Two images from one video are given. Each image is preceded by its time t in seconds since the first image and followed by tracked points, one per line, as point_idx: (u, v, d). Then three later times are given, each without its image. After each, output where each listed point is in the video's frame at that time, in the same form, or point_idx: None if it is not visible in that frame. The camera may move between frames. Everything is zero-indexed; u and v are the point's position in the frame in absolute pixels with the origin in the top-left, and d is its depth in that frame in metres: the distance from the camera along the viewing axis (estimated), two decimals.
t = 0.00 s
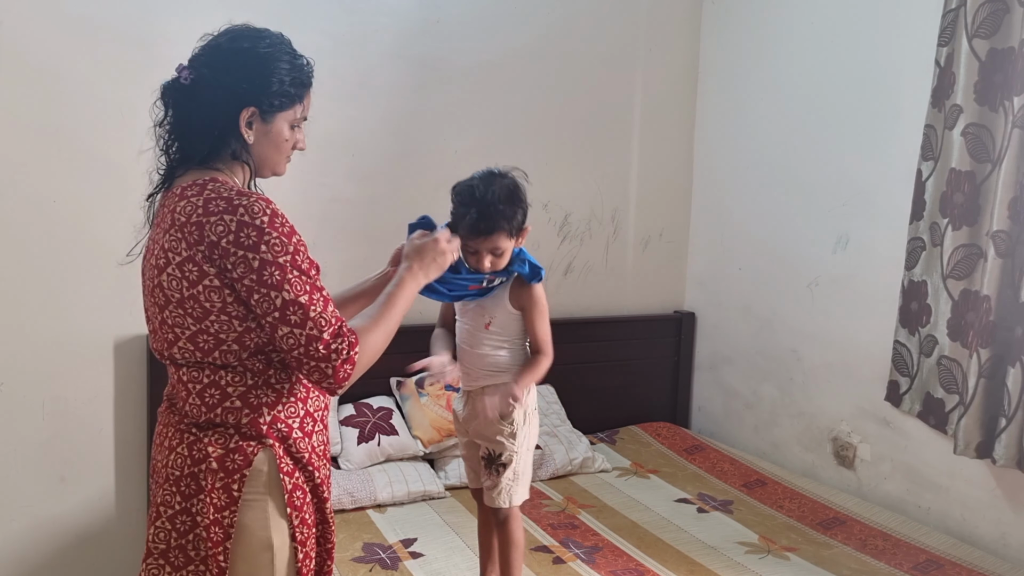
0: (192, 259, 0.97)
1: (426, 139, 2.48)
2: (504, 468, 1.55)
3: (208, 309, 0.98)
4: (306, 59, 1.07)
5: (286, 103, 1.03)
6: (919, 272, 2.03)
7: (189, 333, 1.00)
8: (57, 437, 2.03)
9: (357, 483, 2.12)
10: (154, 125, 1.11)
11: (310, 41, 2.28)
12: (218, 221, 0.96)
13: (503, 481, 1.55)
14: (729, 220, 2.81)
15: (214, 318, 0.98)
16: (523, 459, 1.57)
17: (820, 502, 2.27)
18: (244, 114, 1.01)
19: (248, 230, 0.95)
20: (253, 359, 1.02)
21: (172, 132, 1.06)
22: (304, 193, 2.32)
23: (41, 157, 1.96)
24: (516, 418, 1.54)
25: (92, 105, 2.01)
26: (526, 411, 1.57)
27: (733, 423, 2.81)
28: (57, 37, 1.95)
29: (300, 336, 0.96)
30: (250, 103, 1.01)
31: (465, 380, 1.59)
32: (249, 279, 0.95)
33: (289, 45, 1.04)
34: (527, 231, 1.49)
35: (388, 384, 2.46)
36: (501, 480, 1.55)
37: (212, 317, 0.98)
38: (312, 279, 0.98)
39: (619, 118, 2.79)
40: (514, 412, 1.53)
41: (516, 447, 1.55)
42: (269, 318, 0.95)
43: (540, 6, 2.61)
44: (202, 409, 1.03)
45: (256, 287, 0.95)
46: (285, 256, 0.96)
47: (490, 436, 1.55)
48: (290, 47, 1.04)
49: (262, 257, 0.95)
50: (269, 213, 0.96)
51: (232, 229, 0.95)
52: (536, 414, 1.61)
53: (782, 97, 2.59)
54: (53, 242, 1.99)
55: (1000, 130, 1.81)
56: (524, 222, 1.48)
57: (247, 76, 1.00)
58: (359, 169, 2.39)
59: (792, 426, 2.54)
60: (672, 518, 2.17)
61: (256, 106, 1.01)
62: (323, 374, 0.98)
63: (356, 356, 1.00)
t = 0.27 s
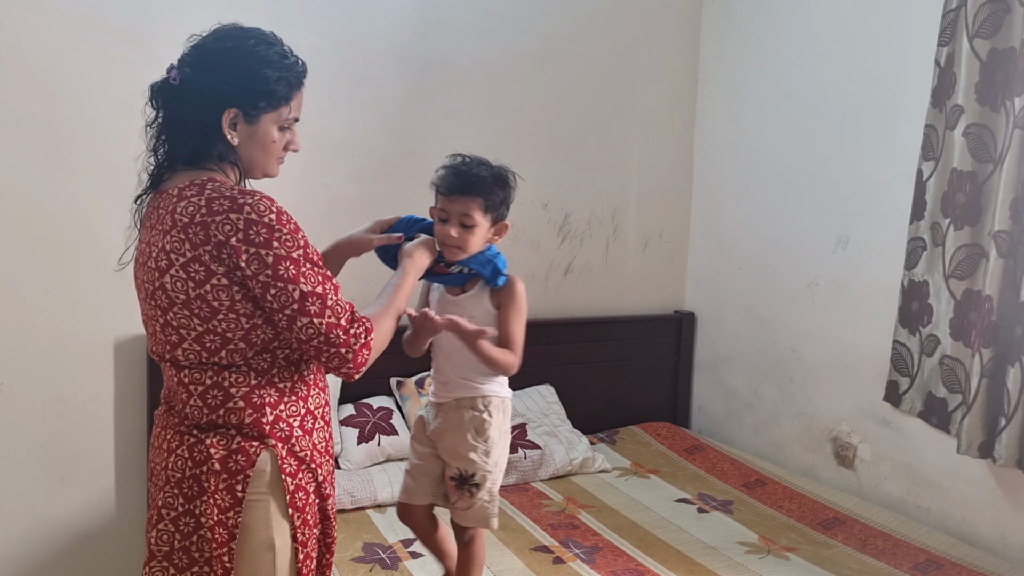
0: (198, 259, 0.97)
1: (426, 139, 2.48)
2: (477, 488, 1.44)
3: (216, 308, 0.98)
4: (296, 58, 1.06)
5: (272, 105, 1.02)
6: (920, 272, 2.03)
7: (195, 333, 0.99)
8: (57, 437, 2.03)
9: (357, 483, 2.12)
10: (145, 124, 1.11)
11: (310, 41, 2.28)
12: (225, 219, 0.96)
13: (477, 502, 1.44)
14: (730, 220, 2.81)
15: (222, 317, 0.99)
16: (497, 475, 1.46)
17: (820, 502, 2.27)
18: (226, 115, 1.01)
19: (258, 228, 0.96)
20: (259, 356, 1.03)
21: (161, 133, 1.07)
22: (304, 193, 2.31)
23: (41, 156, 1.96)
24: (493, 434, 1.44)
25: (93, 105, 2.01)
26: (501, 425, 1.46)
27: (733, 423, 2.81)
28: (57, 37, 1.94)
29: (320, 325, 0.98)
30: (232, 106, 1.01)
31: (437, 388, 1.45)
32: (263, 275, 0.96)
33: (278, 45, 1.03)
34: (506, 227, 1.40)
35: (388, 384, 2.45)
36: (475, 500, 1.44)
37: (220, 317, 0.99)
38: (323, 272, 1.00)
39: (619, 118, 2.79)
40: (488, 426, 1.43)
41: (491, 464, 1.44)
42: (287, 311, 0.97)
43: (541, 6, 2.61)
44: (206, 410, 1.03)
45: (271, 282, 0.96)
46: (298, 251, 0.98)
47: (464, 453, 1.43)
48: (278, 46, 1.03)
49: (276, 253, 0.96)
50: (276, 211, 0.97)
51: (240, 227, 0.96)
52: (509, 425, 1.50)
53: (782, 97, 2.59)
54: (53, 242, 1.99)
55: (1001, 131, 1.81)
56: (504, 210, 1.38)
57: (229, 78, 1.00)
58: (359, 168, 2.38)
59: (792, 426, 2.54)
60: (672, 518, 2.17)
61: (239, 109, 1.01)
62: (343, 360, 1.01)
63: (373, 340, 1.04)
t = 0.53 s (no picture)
0: (210, 258, 0.97)
1: (426, 139, 2.48)
2: (418, 487, 1.43)
3: (228, 306, 0.98)
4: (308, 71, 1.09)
5: (289, 111, 1.04)
6: (918, 272, 2.03)
7: (205, 334, 0.99)
8: (57, 437, 2.03)
9: (357, 483, 2.12)
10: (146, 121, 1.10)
11: (310, 41, 2.28)
12: (237, 216, 0.97)
13: (418, 502, 1.43)
14: (729, 220, 2.81)
15: (233, 315, 0.98)
16: (441, 475, 1.45)
17: (820, 502, 2.27)
18: (246, 116, 1.01)
19: (271, 221, 0.97)
20: (268, 355, 1.03)
21: (167, 130, 1.06)
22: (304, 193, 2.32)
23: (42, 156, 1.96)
24: (430, 431, 1.43)
25: (94, 105, 2.01)
26: (442, 423, 1.45)
27: (733, 423, 2.81)
28: (57, 37, 1.95)
29: (343, 309, 1.01)
30: (253, 107, 1.01)
31: (381, 388, 1.47)
32: (282, 265, 0.97)
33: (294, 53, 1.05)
34: (481, 231, 1.47)
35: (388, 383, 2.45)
36: (416, 499, 1.43)
37: (231, 316, 0.98)
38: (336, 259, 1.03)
39: (619, 118, 2.79)
40: (422, 424, 1.42)
41: (430, 463, 1.43)
42: (309, 299, 0.99)
43: (541, 6, 2.61)
44: (214, 412, 1.02)
45: (289, 272, 0.98)
46: (311, 240, 1.00)
47: (405, 452, 1.43)
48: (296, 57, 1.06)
49: (291, 243, 0.98)
50: (286, 204, 0.99)
51: (253, 222, 0.97)
52: (456, 425, 1.49)
53: (782, 97, 2.59)
54: (53, 241, 1.99)
55: (1000, 130, 1.81)
56: (484, 213, 1.47)
57: (254, 80, 1.00)
58: (359, 168, 2.38)
59: (792, 426, 2.54)
60: (672, 518, 2.17)
61: (260, 110, 1.02)
62: (369, 339, 1.05)
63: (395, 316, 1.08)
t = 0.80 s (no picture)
0: (209, 255, 0.97)
1: (426, 139, 2.48)
2: (446, 487, 1.44)
3: (226, 303, 0.99)
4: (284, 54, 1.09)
5: (281, 99, 1.05)
6: (911, 272, 2.02)
7: (203, 331, 0.99)
8: (58, 437, 2.04)
9: (357, 483, 2.12)
10: (138, 132, 1.10)
11: (309, 41, 2.28)
12: (234, 213, 0.97)
13: (447, 502, 1.44)
14: (729, 220, 2.81)
15: (231, 312, 0.99)
16: (467, 476, 1.47)
17: (820, 502, 2.27)
18: (243, 112, 1.02)
19: (267, 217, 0.97)
20: (267, 352, 1.03)
21: (161, 134, 1.05)
22: (303, 193, 2.32)
23: (42, 157, 1.97)
24: (459, 432, 1.45)
25: (93, 106, 2.02)
26: (469, 425, 1.47)
27: (733, 423, 2.80)
28: (57, 38, 1.95)
29: (349, 297, 1.00)
30: (249, 101, 1.02)
31: (407, 389, 1.48)
32: (281, 259, 0.97)
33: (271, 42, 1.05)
34: (495, 228, 1.47)
35: (388, 384, 2.45)
36: (444, 499, 1.44)
37: (228, 313, 0.99)
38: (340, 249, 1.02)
39: (619, 118, 2.79)
40: (453, 426, 1.44)
41: (458, 463, 1.45)
42: (313, 292, 0.98)
43: (540, 6, 2.61)
44: (211, 410, 1.03)
45: (289, 265, 0.97)
46: (311, 232, 0.99)
47: (433, 452, 1.44)
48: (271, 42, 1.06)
49: (290, 236, 0.97)
50: (283, 199, 0.99)
51: (251, 218, 0.97)
52: (480, 426, 1.51)
53: (782, 97, 2.59)
54: (54, 242, 2.00)
55: (998, 130, 1.81)
56: (499, 209, 1.47)
57: (244, 74, 1.01)
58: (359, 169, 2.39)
59: (792, 426, 2.54)
60: (672, 518, 2.17)
61: (255, 104, 1.03)
62: (382, 324, 1.04)
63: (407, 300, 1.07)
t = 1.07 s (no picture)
0: (205, 252, 0.98)
1: (425, 140, 2.48)
2: (442, 486, 1.44)
3: (223, 300, 0.99)
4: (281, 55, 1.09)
5: (274, 97, 1.05)
6: (907, 272, 2.02)
7: (200, 328, 0.99)
8: (58, 437, 2.04)
9: (357, 483, 2.12)
10: (133, 132, 1.10)
11: (309, 41, 2.28)
12: (230, 209, 0.97)
13: (443, 500, 1.44)
14: (729, 220, 2.80)
15: (228, 309, 0.99)
16: (465, 474, 1.46)
17: (820, 502, 2.27)
18: (236, 110, 1.02)
19: (263, 212, 0.97)
20: (263, 349, 1.03)
21: (155, 134, 1.05)
22: (303, 193, 2.32)
23: (42, 158, 1.97)
24: (455, 431, 1.44)
25: (92, 107, 2.02)
26: (466, 423, 1.46)
27: (733, 424, 2.80)
28: (57, 38, 1.96)
29: (345, 294, 0.99)
30: (241, 99, 1.02)
31: (407, 389, 1.49)
32: (276, 255, 0.96)
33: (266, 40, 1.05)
34: (497, 230, 1.49)
35: (388, 384, 2.45)
36: (440, 498, 1.44)
37: (225, 310, 0.99)
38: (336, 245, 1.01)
39: (618, 118, 2.79)
40: (448, 424, 1.44)
41: (454, 462, 1.44)
42: (309, 288, 0.97)
43: (539, 6, 2.61)
44: (208, 407, 1.03)
45: (284, 262, 0.97)
46: (306, 228, 0.98)
47: (430, 451, 1.44)
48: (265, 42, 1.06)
49: (285, 232, 0.97)
50: (279, 195, 0.98)
51: (246, 215, 0.97)
52: (480, 426, 1.50)
53: (782, 96, 2.59)
54: (54, 242, 2.00)
55: (998, 130, 1.81)
56: (502, 212, 1.49)
57: (236, 72, 1.01)
58: (358, 169, 2.39)
59: (792, 426, 2.54)
60: (672, 518, 2.17)
61: (248, 102, 1.02)
62: (378, 323, 1.02)
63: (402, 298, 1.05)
